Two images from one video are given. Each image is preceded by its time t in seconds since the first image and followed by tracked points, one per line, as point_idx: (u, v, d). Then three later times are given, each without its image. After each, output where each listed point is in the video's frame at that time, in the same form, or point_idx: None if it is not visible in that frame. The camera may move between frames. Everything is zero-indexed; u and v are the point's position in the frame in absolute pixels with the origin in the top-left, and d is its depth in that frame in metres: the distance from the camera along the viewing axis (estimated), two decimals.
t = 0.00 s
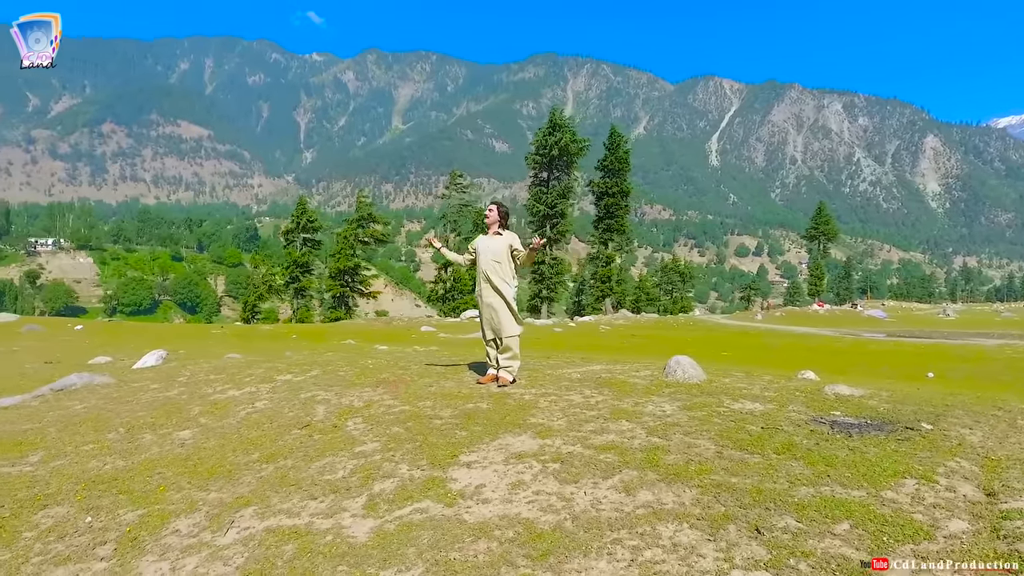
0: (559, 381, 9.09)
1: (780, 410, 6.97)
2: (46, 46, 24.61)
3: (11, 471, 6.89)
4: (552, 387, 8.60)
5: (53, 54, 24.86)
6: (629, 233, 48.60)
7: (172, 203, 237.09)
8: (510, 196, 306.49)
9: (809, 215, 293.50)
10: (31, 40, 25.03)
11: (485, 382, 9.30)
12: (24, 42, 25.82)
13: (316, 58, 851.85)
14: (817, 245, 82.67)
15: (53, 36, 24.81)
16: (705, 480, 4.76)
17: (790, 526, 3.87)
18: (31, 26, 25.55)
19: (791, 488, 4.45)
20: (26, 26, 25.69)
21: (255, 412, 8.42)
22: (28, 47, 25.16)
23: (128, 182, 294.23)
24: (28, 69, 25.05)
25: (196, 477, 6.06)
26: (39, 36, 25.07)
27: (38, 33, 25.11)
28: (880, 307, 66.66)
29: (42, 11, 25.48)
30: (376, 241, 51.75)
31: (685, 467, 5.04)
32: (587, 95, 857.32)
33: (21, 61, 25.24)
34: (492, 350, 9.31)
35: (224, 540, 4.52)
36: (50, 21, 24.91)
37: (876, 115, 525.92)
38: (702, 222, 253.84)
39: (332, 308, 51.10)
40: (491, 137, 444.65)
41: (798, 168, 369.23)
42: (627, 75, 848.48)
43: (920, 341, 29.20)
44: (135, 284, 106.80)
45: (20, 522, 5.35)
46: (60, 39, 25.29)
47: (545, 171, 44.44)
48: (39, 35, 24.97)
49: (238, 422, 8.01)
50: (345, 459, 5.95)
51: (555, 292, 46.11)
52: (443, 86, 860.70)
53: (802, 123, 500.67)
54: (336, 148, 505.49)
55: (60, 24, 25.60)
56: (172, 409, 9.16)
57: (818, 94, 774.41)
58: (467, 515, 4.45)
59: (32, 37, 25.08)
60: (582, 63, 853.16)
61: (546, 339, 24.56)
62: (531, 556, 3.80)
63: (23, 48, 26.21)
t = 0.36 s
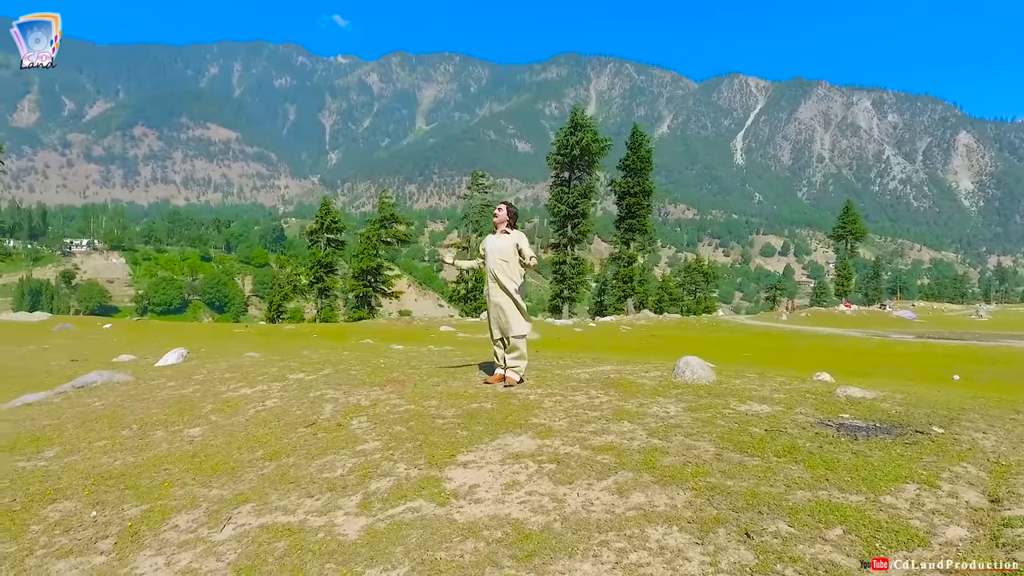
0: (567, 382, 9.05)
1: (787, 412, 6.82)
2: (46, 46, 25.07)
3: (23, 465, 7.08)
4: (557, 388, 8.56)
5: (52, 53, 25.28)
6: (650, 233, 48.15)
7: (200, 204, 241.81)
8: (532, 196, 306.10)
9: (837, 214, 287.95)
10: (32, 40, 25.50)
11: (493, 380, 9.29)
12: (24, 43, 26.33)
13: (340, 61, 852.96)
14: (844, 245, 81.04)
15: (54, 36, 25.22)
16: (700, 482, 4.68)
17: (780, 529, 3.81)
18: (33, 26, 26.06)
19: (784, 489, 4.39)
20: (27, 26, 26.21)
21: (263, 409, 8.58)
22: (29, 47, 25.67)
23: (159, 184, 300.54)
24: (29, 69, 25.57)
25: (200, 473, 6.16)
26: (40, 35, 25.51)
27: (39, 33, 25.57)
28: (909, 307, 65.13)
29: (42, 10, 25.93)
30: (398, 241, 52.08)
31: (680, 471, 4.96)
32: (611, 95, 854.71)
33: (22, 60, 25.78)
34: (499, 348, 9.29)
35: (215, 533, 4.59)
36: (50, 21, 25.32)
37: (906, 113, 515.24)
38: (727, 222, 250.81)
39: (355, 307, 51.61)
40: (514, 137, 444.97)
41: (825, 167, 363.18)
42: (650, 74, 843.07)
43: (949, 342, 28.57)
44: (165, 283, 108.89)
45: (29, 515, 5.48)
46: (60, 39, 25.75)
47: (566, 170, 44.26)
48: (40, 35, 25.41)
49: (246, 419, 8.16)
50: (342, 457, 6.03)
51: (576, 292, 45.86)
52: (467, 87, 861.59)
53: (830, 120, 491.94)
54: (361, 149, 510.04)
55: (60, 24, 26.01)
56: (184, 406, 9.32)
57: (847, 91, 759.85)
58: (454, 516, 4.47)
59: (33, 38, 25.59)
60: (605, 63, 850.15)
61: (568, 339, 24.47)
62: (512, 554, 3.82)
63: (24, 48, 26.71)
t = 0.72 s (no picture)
0: (574, 382, 9.03)
1: (794, 414, 6.73)
2: (46, 46, 25.80)
3: (40, 461, 7.29)
4: (565, 387, 8.52)
5: (52, 53, 26.01)
6: (672, 233, 47.56)
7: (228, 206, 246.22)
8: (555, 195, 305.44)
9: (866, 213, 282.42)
10: (31, 40, 26.17)
11: (501, 381, 9.30)
12: (24, 42, 26.92)
13: (365, 63, 852.97)
14: (872, 244, 79.31)
15: (53, 36, 25.98)
16: (694, 485, 4.63)
17: (771, 532, 3.75)
18: (32, 26, 26.68)
19: (784, 495, 4.31)
20: (27, 26, 26.84)
21: (275, 407, 8.70)
22: (28, 47, 26.27)
23: (188, 186, 306.75)
24: (29, 68, 26.14)
25: (204, 469, 6.24)
26: (39, 35, 26.22)
27: (39, 33, 26.32)
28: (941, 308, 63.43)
29: (42, 12, 26.60)
30: (420, 242, 52.33)
31: (678, 473, 4.90)
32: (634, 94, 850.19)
33: (21, 61, 26.40)
34: (509, 349, 9.29)
35: (215, 530, 4.69)
36: (50, 22, 26.07)
37: (938, 110, 502.46)
38: (753, 221, 247.49)
39: (377, 307, 52.06)
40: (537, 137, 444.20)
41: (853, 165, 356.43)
42: (674, 73, 835.98)
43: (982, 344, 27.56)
44: (195, 283, 111.30)
45: (41, 511, 5.60)
46: (60, 39, 26.51)
47: (588, 170, 44.03)
48: (40, 35, 26.14)
49: (256, 417, 8.23)
50: (344, 456, 6.06)
51: (599, 292, 45.53)
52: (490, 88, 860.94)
53: (860, 117, 482.49)
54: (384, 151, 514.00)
55: (60, 24, 26.72)
56: (196, 404, 9.41)
57: (877, 87, 743.60)
58: (447, 512, 4.48)
59: (32, 38, 26.24)
60: (629, 62, 845.53)
61: (586, 339, 23.98)
62: (500, 553, 3.82)
63: (23, 48, 27.28)
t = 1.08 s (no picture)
0: (583, 383, 8.94)
1: (804, 417, 6.58)
2: (46, 46, 26.54)
3: (56, 455, 7.48)
4: (574, 388, 8.46)
5: (52, 54, 26.76)
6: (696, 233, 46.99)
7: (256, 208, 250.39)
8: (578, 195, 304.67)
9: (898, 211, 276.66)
10: (32, 41, 26.96)
11: (511, 382, 9.27)
12: (24, 43, 27.68)
13: (390, 65, 852.78)
14: (903, 243, 77.40)
15: (53, 36, 26.76)
16: (691, 486, 4.57)
17: (763, 538, 3.68)
18: (32, 27, 27.41)
19: (778, 500, 4.20)
20: (27, 26, 27.57)
21: (283, 407, 8.73)
22: (29, 47, 27.04)
23: (217, 188, 312.59)
24: (29, 68, 26.94)
25: (211, 466, 6.35)
26: (39, 35, 26.96)
27: (39, 33, 27.05)
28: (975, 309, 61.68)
29: (42, 12, 27.35)
30: (443, 243, 52.44)
31: (675, 475, 4.84)
32: (658, 93, 844.94)
33: (21, 60, 27.15)
34: (518, 349, 9.25)
35: (213, 526, 4.76)
36: (50, 22, 26.83)
37: (974, 106, 489.68)
38: (780, 220, 244.00)
39: (401, 307, 52.41)
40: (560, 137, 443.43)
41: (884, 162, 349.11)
42: (699, 72, 828.04)
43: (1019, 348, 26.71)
44: (224, 284, 113.24)
45: (54, 506, 5.76)
46: (60, 39, 27.27)
47: (610, 170, 43.80)
48: (40, 35, 26.88)
49: (265, 416, 8.33)
50: (348, 455, 6.10)
51: (621, 293, 44.99)
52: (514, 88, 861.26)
53: (891, 114, 472.45)
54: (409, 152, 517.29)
55: (59, 24, 27.47)
56: (212, 403, 9.58)
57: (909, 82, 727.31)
58: (440, 514, 4.47)
59: (32, 38, 26.98)
60: (653, 61, 840.49)
61: (608, 340, 23.82)
62: (485, 555, 3.79)
63: (23, 48, 28.02)
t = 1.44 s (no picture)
0: (591, 383, 8.91)
1: (813, 420, 6.46)
2: (46, 46, 27.42)
3: (72, 452, 7.66)
4: (581, 388, 8.44)
5: (51, 53, 27.62)
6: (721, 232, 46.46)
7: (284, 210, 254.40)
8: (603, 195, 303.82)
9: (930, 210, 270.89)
10: (32, 41, 27.87)
11: (520, 381, 9.23)
12: (24, 43, 28.54)
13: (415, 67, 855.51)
14: (934, 241, 75.73)
15: (53, 36, 27.59)
16: (687, 490, 4.48)
17: (754, 545, 3.59)
18: (32, 27, 28.25)
19: (774, 504, 4.12)
20: (26, 26, 28.37)
21: (295, 405, 8.85)
22: (29, 48, 27.99)
23: (246, 191, 318.23)
24: (30, 68, 27.92)
25: (219, 462, 6.46)
26: (39, 35, 27.77)
27: (39, 33, 27.83)
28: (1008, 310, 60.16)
29: (41, 13, 28.18)
30: (466, 243, 52.57)
31: (672, 476, 4.78)
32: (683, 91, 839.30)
33: (22, 61, 28.14)
34: (527, 349, 9.21)
35: (211, 521, 4.82)
36: (49, 22, 27.61)
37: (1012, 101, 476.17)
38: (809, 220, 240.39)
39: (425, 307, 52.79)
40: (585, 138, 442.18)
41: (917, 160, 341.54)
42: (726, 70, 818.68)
43: None
44: (254, 284, 115.08)
45: (63, 500, 5.88)
46: (60, 39, 28.05)
47: (634, 169, 43.45)
48: (40, 36, 27.72)
49: (275, 415, 8.44)
50: (350, 452, 6.13)
51: (644, 293, 44.57)
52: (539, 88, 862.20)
53: (924, 110, 461.85)
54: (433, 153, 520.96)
55: (59, 24, 28.25)
56: (225, 401, 9.73)
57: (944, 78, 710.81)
58: (431, 510, 4.49)
59: (32, 38, 27.84)
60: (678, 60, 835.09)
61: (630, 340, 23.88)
62: (471, 555, 3.77)
63: (23, 47, 28.90)
